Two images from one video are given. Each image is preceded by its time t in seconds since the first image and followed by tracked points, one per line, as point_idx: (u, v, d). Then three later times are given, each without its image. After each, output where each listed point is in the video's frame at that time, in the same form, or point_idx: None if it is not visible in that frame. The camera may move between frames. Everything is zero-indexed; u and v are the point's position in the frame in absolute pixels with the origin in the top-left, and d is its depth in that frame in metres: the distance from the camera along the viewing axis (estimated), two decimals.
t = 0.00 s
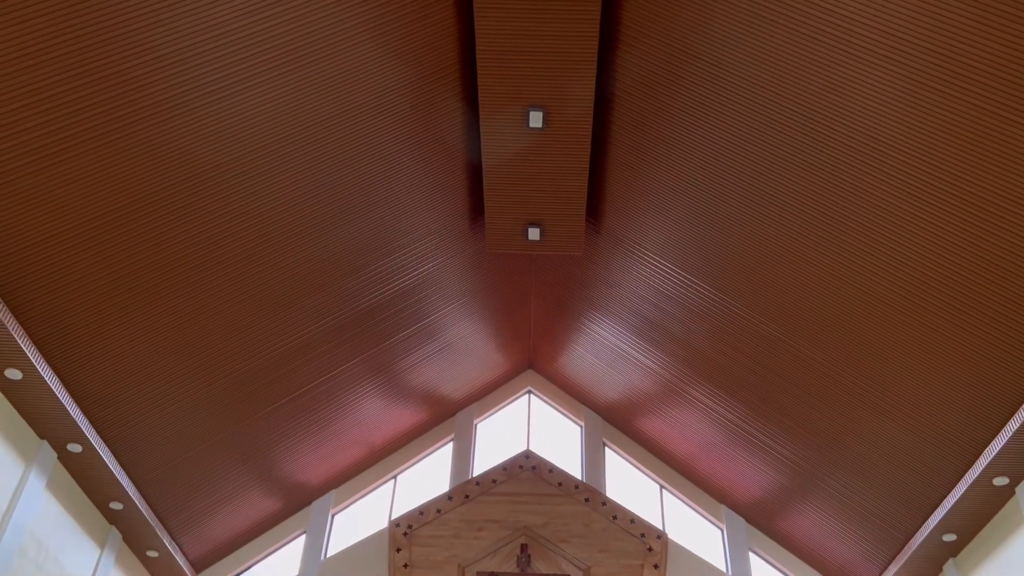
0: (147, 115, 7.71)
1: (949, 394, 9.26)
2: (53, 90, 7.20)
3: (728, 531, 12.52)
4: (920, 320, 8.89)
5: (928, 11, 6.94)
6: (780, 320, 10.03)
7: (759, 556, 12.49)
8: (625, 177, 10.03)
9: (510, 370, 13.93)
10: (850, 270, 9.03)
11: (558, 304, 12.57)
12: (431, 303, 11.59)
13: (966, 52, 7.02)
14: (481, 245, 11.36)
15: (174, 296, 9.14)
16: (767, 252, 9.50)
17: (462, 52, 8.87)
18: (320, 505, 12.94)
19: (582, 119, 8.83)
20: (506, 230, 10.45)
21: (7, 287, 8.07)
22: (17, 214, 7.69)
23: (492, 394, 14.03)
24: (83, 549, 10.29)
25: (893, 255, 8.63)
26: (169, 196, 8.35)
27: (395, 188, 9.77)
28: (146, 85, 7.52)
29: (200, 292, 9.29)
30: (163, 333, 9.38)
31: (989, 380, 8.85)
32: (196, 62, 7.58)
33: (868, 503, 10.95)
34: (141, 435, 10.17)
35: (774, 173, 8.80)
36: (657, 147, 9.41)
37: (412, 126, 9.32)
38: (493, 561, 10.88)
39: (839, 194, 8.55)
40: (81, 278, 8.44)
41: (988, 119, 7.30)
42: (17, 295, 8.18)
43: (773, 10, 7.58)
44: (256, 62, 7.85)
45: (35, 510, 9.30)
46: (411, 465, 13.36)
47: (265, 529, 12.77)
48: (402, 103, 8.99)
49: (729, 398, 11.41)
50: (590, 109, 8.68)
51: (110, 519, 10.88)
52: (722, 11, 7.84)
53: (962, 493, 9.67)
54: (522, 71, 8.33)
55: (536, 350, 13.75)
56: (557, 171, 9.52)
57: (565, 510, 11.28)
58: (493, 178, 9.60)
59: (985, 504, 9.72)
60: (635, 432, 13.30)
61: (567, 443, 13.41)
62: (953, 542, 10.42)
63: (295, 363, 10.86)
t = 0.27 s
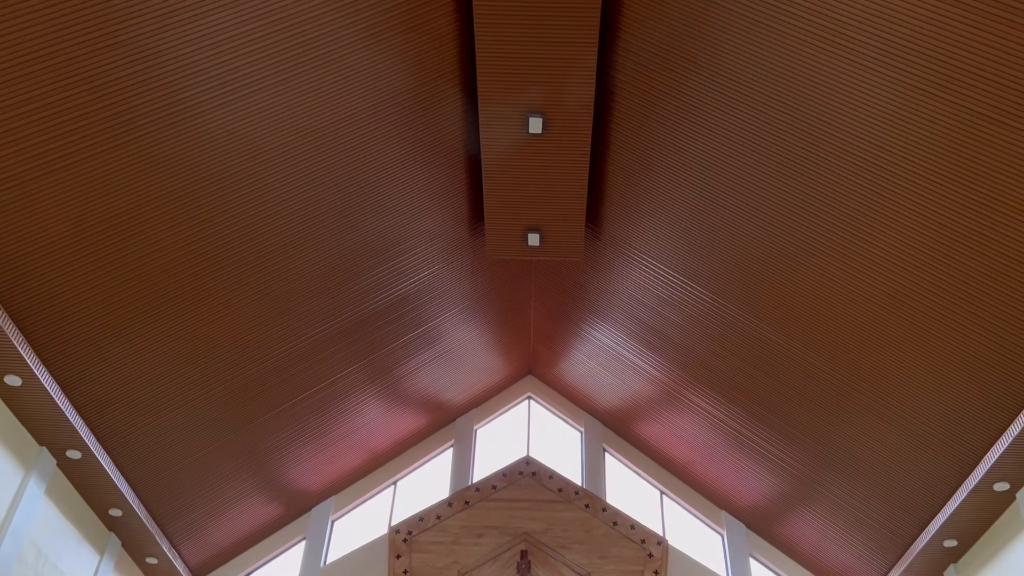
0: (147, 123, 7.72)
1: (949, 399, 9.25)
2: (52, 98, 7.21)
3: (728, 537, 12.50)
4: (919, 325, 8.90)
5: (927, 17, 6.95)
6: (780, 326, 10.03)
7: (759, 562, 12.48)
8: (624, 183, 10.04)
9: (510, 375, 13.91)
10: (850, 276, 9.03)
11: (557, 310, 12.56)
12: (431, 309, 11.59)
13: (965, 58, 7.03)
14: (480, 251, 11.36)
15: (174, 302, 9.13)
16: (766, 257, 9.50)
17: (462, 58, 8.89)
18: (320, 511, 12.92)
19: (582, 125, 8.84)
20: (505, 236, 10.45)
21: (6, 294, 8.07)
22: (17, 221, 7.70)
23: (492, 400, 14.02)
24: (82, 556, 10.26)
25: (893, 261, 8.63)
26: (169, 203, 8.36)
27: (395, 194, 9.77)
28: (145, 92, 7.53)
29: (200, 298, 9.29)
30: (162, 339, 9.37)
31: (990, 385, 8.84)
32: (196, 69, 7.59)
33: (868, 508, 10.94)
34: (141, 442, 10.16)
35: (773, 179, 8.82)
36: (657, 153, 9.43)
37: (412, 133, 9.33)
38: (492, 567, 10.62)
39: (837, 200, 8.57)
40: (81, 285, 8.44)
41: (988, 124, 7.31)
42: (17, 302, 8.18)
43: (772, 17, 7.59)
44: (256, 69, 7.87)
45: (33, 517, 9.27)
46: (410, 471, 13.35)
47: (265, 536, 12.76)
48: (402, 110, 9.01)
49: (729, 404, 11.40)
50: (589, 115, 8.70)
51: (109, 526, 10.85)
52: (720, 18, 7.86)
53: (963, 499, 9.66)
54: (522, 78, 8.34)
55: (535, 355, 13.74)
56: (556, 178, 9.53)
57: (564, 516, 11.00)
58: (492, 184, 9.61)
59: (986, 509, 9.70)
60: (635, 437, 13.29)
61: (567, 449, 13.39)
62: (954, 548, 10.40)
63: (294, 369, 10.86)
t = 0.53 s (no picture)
0: (146, 127, 7.73)
1: (949, 402, 9.25)
2: (52, 102, 7.22)
3: (728, 541, 12.48)
4: (919, 328, 8.90)
5: (927, 20, 6.95)
6: (779, 329, 10.03)
7: (760, 566, 12.46)
8: (624, 187, 10.05)
9: (509, 379, 13.90)
10: (850, 279, 9.03)
11: (557, 313, 12.56)
12: (430, 313, 11.58)
13: (965, 61, 7.03)
14: (480, 255, 11.36)
15: (174, 307, 9.14)
16: (766, 261, 9.51)
17: (461, 62, 8.89)
18: (320, 516, 12.90)
19: (581, 129, 8.84)
20: (504, 240, 10.46)
21: (6, 299, 8.08)
22: (16, 226, 7.71)
23: (492, 404, 14.01)
24: (81, 561, 10.25)
25: (894, 264, 8.62)
26: (169, 207, 8.36)
27: (394, 198, 9.77)
28: (144, 97, 7.53)
29: (200, 302, 9.29)
30: (162, 343, 9.37)
31: (990, 388, 8.84)
32: (196, 74, 7.60)
33: (868, 512, 10.93)
34: (140, 446, 10.15)
35: (772, 182, 8.82)
36: (656, 157, 9.43)
37: (411, 137, 9.33)
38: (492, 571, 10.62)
39: (836, 204, 8.57)
40: (81, 290, 8.45)
41: (988, 127, 7.30)
42: (16, 306, 8.18)
43: (771, 20, 7.59)
44: (255, 73, 7.88)
45: (33, 522, 9.27)
46: (410, 475, 13.34)
47: (264, 540, 12.75)
48: (401, 113, 9.02)
49: (729, 407, 11.40)
50: (588, 119, 8.71)
51: (108, 530, 10.84)
52: (719, 22, 7.87)
53: (963, 502, 9.65)
54: (521, 82, 8.35)
55: (535, 359, 13.73)
56: (555, 182, 9.54)
57: (564, 520, 10.94)
58: (492, 188, 9.62)
59: (986, 513, 9.70)
60: (635, 441, 13.28)
61: (567, 453, 13.38)
62: (954, 551, 10.40)
63: (294, 373, 10.85)
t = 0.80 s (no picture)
0: (145, 130, 7.72)
1: (948, 403, 9.25)
2: (50, 105, 7.22)
3: (728, 542, 12.48)
4: (918, 329, 8.89)
5: (926, 22, 6.95)
6: (778, 331, 10.03)
7: (759, 568, 12.46)
8: (623, 188, 10.04)
9: (508, 381, 13.89)
10: (850, 280, 9.02)
11: (556, 315, 12.55)
12: (429, 316, 11.58)
13: (965, 63, 7.03)
14: (478, 257, 11.35)
15: (172, 309, 9.13)
16: (765, 262, 9.50)
17: (460, 64, 8.89)
18: (319, 518, 12.88)
19: (580, 131, 8.84)
20: (503, 242, 10.45)
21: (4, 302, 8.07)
22: (14, 228, 7.70)
23: (491, 406, 14.00)
24: (80, 564, 10.24)
25: (894, 266, 8.62)
26: (167, 210, 8.36)
27: (392, 200, 9.77)
28: (142, 100, 7.53)
29: (198, 305, 9.28)
30: (160, 346, 9.36)
31: (989, 389, 8.84)
32: (194, 76, 7.60)
33: (868, 513, 10.92)
34: (139, 449, 10.14)
35: (771, 184, 8.82)
36: (655, 158, 9.43)
37: (410, 139, 9.33)
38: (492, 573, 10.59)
39: (835, 205, 8.57)
40: (79, 292, 8.44)
41: (988, 129, 7.31)
42: (14, 309, 8.18)
43: (771, 22, 7.59)
44: (253, 76, 7.87)
45: (31, 526, 9.26)
46: (408, 478, 13.33)
47: (263, 542, 12.73)
48: (400, 116, 9.01)
49: (728, 409, 11.39)
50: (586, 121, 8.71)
51: (107, 533, 10.83)
52: (717, 24, 7.88)
53: (962, 504, 9.65)
54: (519, 84, 8.35)
55: (534, 361, 13.72)
56: (554, 183, 9.53)
57: (564, 522, 10.94)
58: (491, 190, 9.61)
59: (986, 514, 9.69)
60: (634, 443, 13.27)
61: (566, 455, 13.37)
62: (954, 552, 10.39)
63: (293, 375, 10.84)
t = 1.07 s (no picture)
0: (143, 130, 7.72)
1: (946, 402, 9.26)
2: (47, 105, 7.21)
3: (727, 541, 12.49)
4: (917, 327, 8.90)
5: (926, 21, 6.96)
6: (777, 329, 10.04)
7: (758, 566, 12.47)
8: (621, 187, 10.05)
9: (507, 381, 13.90)
10: (848, 279, 9.03)
11: (555, 314, 12.56)
12: (427, 315, 11.58)
13: (964, 62, 7.04)
14: (477, 256, 11.35)
15: (171, 309, 9.13)
16: (764, 261, 9.51)
17: (458, 63, 8.89)
18: (318, 518, 12.88)
19: (578, 130, 8.85)
20: (501, 241, 10.46)
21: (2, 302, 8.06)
22: (12, 228, 7.69)
23: (490, 405, 14.00)
24: (79, 565, 10.23)
25: (893, 265, 8.63)
26: (165, 210, 8.35)
27: (391, 200, 9.77)
28: (140, 100, 7.53)
29: (196, 304, 9.28)
30: (159, 346, 9.35)
31: (987, 387, 8.85)
32: (192, 76, 7.59)
33: (867, 512, 10.93)
34: (138, 449, 10.14)
35: (769, 182, 8.83)
36: (653, 157, 9.43)
37: (408, 138, 9.33)
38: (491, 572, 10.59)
39: (833, 203, 8.58)
40: (77, 292, 8.43)
41: (988, 129, 7.32)
42: (13, 309, 8.17)
43: (771, 22, 7.59)
44: (251, 75, 7.87)
45: (30, 527, 9.25)
46: (408, 477, 13.33)
47: (263, 542, 12.73)
48: (398, 115, 9.01)
49: (727, 408, 11.40)
50: (584, 120, 8.71)
51: (106, 534, 10.82)
52: (715, 23, 7.88)
53: (961, 502, 9.66)
54: (517, 83, 8.35)
55: (533, 361, 13.72)
56: (553, 183, 9.54)
57: (564, 522, 10.90)
58: (489, 189, 9.62)
59: (985, 512, 9.70)
60: (633, 442, 13.27)
61: (565, 454, 13.38)
62: (953, 551, 10.40)
63: (291, 375, 10.84)
